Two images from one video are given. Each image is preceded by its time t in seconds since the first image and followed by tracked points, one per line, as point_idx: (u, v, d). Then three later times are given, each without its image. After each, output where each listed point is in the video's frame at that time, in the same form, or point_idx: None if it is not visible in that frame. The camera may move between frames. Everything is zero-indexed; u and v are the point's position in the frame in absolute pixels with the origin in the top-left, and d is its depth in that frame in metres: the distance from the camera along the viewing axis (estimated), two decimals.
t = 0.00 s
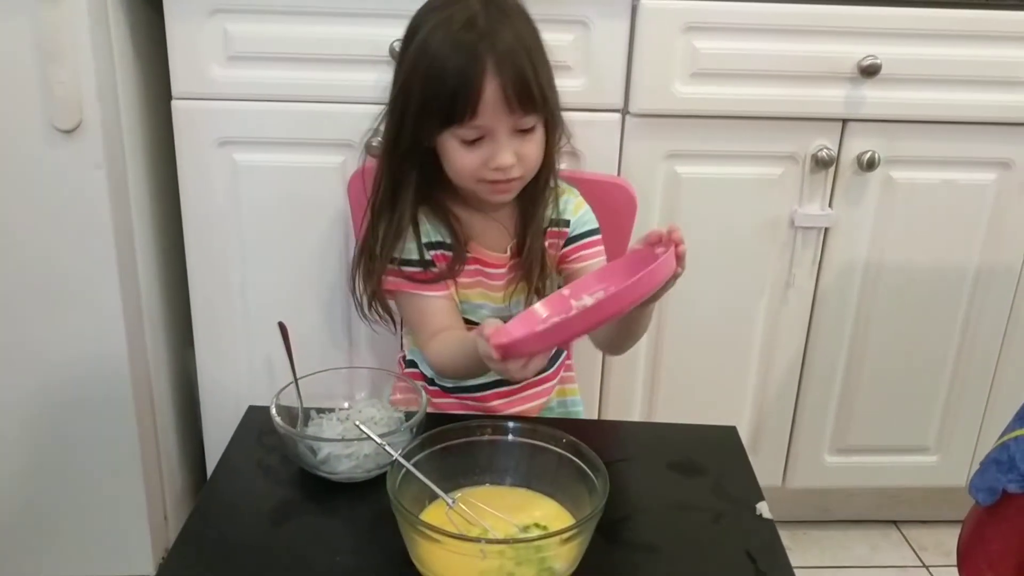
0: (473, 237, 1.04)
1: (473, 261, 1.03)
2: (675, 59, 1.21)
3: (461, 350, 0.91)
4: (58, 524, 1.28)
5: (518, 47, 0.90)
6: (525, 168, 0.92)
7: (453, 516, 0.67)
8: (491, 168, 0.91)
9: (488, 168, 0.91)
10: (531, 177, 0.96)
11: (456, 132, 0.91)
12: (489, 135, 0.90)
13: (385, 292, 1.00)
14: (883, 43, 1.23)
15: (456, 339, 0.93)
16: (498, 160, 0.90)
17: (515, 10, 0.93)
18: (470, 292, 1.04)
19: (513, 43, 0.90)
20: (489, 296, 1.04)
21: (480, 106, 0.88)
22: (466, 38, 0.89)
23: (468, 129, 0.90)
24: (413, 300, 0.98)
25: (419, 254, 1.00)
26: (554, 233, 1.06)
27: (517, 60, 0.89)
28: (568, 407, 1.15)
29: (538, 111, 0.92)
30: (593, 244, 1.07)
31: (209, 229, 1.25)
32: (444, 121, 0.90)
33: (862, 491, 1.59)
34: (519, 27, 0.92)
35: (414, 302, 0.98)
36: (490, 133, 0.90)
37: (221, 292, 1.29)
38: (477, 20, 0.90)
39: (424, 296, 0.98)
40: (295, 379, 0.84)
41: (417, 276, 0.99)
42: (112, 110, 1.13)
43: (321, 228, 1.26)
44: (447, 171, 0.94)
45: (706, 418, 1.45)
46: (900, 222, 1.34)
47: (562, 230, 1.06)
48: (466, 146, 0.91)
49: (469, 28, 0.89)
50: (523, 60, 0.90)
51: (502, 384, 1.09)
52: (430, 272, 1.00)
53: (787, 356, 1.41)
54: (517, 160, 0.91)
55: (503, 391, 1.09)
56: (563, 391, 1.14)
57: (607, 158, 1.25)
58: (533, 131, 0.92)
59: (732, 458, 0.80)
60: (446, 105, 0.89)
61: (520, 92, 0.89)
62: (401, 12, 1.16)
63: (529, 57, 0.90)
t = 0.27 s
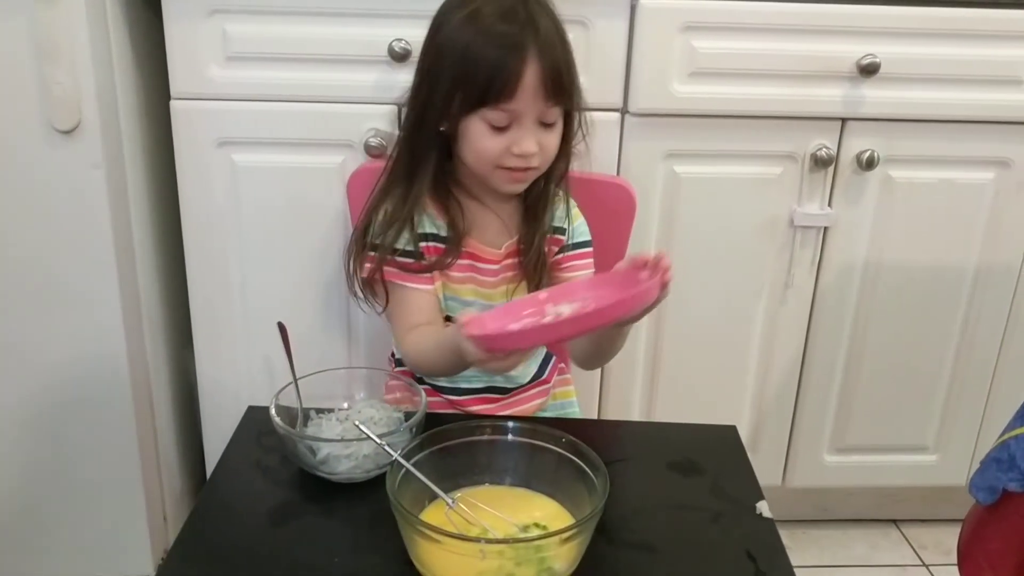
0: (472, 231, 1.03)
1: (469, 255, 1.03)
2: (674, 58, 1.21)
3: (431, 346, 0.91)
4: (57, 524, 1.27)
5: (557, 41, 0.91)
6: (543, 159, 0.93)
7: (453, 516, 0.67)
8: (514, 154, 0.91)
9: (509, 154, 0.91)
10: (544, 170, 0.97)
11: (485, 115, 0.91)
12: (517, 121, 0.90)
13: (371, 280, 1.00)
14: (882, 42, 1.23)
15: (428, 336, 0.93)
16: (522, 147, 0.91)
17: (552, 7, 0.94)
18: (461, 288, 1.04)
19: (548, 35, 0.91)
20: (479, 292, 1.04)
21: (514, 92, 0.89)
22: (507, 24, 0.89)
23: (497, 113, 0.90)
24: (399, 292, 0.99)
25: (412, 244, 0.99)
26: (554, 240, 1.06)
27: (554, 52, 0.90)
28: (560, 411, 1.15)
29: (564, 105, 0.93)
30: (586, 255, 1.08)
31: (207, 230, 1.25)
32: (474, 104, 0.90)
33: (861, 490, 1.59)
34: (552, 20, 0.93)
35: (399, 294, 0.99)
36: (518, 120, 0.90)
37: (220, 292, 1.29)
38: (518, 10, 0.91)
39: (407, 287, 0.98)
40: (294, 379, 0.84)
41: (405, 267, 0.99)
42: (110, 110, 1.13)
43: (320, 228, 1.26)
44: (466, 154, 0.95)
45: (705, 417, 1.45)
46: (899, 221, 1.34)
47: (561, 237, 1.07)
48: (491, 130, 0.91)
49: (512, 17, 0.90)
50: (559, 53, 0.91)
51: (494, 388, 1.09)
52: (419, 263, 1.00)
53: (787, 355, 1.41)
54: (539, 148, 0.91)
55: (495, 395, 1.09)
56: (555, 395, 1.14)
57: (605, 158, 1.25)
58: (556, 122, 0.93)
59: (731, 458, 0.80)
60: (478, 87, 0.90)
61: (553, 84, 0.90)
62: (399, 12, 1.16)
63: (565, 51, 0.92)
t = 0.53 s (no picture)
0: (472, 234, 1.05)
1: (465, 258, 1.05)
2: (674, 59, 1.21)
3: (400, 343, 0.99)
4: (56, 526, 1.27)
5: (591, 58, 0.94)
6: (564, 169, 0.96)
7: (453, 517, 0.67)
8: (545, 162, 0.93)
9: (539, 163, 0.93)
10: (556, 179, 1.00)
11: (520, 124, 0.92)
12: (550, 131, 0.92)
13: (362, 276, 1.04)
14: (881, 42, 1.23)
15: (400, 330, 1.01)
16: (553, 156, 0.93)
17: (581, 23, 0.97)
18: (457, 289, 1.05)
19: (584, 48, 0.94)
20: (478, 295, 1.05)
21: (556, 103, 0.91)
22: (551, 37, 0.91)
23: (533, 122, 0.92)
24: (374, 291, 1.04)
25: (407, 248, 1.03)
26: (552, 249, 1.08)
27: (590, 68, 0.93)
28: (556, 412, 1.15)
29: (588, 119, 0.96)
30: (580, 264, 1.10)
31: (207, 231, 1.25)
32: (511, 111, 0.92)
33: (862, 490, 1.59)
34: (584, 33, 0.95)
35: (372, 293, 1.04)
36: (551, 130, 0.93)
37: (220, 293, 1.29)
38: (558, 22, 0.93)
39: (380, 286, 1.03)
40: (294, 380, 0.84)
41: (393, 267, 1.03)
42: (110, 111, 1.13)
43: (320, 229, 1.26)
44: (491, 158, 0.95)
45: (705, 417, 1.45)
46: (898, 220, 1.34)
47: (560, 246, 1.09)
48: (525, 139, 0.92)
49: (555, 29, 0.92)
50: (593, 69, 0.94)
51: (489, 389, 1.09)
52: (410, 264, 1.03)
53: (787, 355, 1.41)
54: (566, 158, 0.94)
55: (489, 397, 1.09)
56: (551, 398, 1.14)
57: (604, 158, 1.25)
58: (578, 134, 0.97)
59: (731, 458, 0.80)
60: (518, 95, 0.91)
61: (586, 98, 0.93)
62: (398, 12, 1.16)
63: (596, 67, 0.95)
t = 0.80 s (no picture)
0: (474, 235, 1.03)
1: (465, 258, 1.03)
2: (673, 59, 1.21)
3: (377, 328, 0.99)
4: (56, 527, 1.27)
5: (603, 67, 0.94)
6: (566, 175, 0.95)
7: (454, 518, 0.67)
8: (545, 166, 0.92)
9: (541, 165, 0.92)
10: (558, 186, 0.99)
11: (525, 125, 0.91)
12: (555, 134, 0.92)
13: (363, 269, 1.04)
14: (881, 42, 1.23)
15: (384, 320, 1.01)
16: (555, 161, 0.92)
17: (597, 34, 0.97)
18: (457, 288, 1.05)
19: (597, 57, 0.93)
20: (480, 294, 1.05)
21: (562, 106, 0.90)
22: (564, 42, 0.91)
23: (539, 124, 0.91)
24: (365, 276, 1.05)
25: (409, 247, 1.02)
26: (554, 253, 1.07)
27: (601, 76, 0.93)
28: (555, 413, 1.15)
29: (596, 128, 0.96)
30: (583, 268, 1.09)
31: (207, 232, 1.25)
32: (517, 112, 0.91)
33: (862, 490, 1.59)
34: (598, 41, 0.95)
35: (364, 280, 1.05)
36: (555, 134, 0.92)
37: (220, 294, 1.29)
38: (574, 29, 0.92)
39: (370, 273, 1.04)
40: (294, 382, 0.84)
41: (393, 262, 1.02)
42: (110, 112, 1.13)
43: (320, 229, 1.26)
44: (494, 159, 0.94)
45: (705, 417, 1.45)
46: (898, 221, 1.34)
47: (565, 250, 1.08)
48: (529, 139, 0.92)
49: (569, 34, 0.92)
50: (603, 77, 0.94)
51: (490, 390, 1.09)
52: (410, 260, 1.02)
53: (787, 356, 1.41)
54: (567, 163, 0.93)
55: (490, 398, 1.09)
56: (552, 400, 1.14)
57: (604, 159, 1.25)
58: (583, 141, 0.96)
59: (731, 458, 0.80)
60: (526, 96, 0.90)
61: (593, 105, 0.93)
62: (398, 13, 1.16)
63: (607, 77, 0.95)
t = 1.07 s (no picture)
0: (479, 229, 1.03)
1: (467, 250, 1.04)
2: (670, 58, 1.21)
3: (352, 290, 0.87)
4: (53, 527, 1.27)
5: (612, 67, 0.92)
6: (563, 173, 0.94)
7: (450, 516, 0.67)
8: (538, 158, 0.91)
9: (535, 158, 0.92)
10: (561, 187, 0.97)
11: (524, 114, 0.91)
12: (552, 128, 0.91)
13: (362, 231, 0.99)
14: (878, 41, 1.23)
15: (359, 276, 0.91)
16: (549, 155, 0.91)
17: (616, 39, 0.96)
18: (460, 279, 1.05)
19: (605, 57, 0.92)
20: (483, 290, 1.05)
21: (558, 98, 0.89)
22: (570, 38, 0.91)
23: (536, 114, 0.90)
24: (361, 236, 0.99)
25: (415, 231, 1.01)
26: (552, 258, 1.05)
27: (607, 76, 0.91)
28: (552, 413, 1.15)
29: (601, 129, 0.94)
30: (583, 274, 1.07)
31: (204, 231, 1.25)
32: (516, 101, 0.91)
33: (859, 489, 1.59)
34: (611, 43, 0.94)
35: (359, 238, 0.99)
36: (552, 128, 0.91)
37: (216, 294, 1.29)
38: (585, 27, 0.92)
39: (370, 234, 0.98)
40: (291, 381, 0.84)
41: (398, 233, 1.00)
42: (106, 111, 1.13)
43: (316, 228, 1.26)
44: (492, 149, 0.94)
45: (702, 416, 1.45)
46: (895, 220, 1.34)
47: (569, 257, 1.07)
48: (526, 130, 0.91)
49: (577, 31, 0.91)
50: (611, 78, 0.92)
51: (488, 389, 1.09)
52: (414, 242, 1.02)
53: (783, 355, 1.42)
54: (563, 160, 0.92)
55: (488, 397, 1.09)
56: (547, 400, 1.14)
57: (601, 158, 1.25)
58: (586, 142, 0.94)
59: (728, 457, 0.80)
60: (525, 84, 0.90)
61: (595, 103, 0.91)
62: (394, 12, 1.16)
63: (616, 79, 0.93)
